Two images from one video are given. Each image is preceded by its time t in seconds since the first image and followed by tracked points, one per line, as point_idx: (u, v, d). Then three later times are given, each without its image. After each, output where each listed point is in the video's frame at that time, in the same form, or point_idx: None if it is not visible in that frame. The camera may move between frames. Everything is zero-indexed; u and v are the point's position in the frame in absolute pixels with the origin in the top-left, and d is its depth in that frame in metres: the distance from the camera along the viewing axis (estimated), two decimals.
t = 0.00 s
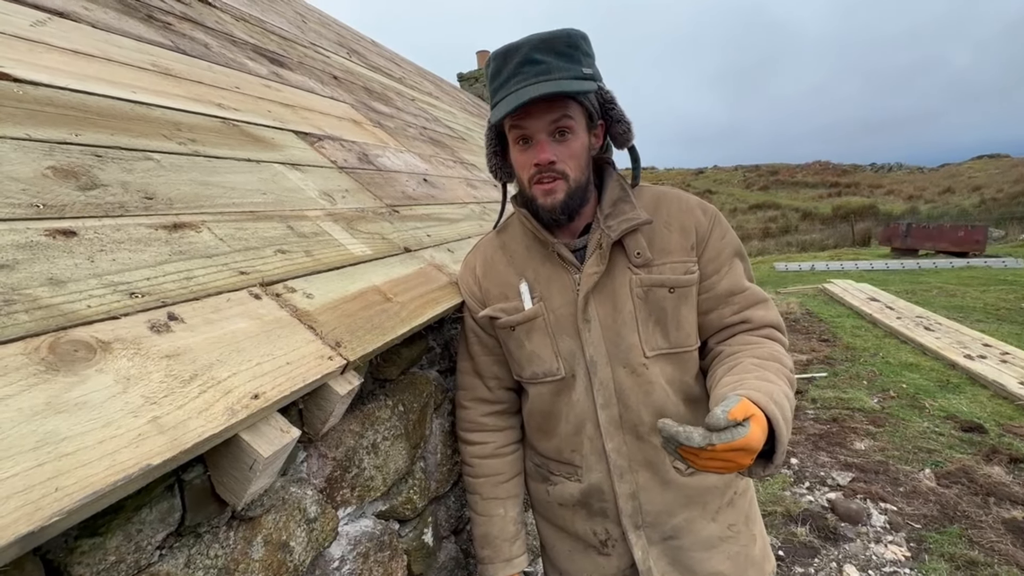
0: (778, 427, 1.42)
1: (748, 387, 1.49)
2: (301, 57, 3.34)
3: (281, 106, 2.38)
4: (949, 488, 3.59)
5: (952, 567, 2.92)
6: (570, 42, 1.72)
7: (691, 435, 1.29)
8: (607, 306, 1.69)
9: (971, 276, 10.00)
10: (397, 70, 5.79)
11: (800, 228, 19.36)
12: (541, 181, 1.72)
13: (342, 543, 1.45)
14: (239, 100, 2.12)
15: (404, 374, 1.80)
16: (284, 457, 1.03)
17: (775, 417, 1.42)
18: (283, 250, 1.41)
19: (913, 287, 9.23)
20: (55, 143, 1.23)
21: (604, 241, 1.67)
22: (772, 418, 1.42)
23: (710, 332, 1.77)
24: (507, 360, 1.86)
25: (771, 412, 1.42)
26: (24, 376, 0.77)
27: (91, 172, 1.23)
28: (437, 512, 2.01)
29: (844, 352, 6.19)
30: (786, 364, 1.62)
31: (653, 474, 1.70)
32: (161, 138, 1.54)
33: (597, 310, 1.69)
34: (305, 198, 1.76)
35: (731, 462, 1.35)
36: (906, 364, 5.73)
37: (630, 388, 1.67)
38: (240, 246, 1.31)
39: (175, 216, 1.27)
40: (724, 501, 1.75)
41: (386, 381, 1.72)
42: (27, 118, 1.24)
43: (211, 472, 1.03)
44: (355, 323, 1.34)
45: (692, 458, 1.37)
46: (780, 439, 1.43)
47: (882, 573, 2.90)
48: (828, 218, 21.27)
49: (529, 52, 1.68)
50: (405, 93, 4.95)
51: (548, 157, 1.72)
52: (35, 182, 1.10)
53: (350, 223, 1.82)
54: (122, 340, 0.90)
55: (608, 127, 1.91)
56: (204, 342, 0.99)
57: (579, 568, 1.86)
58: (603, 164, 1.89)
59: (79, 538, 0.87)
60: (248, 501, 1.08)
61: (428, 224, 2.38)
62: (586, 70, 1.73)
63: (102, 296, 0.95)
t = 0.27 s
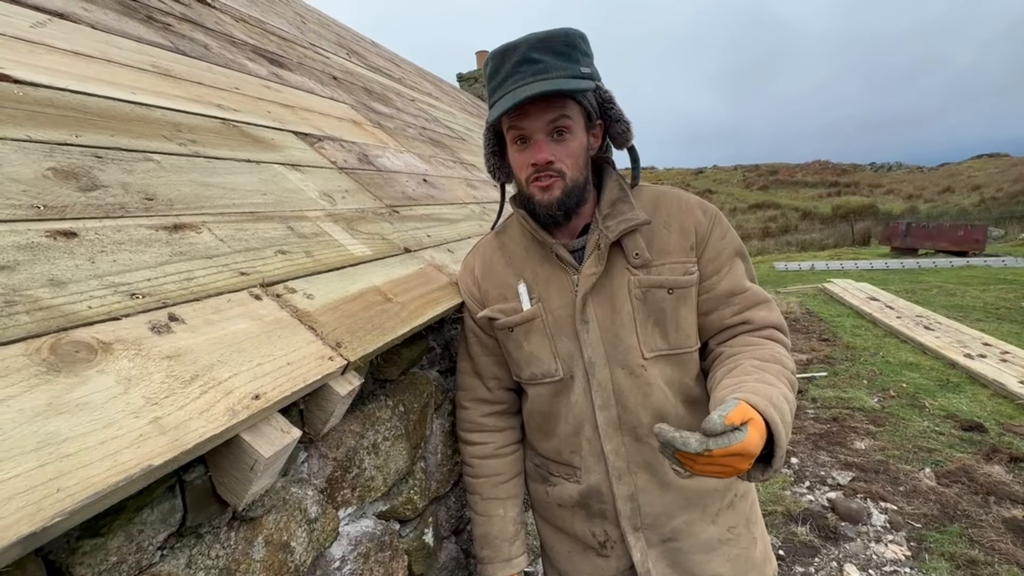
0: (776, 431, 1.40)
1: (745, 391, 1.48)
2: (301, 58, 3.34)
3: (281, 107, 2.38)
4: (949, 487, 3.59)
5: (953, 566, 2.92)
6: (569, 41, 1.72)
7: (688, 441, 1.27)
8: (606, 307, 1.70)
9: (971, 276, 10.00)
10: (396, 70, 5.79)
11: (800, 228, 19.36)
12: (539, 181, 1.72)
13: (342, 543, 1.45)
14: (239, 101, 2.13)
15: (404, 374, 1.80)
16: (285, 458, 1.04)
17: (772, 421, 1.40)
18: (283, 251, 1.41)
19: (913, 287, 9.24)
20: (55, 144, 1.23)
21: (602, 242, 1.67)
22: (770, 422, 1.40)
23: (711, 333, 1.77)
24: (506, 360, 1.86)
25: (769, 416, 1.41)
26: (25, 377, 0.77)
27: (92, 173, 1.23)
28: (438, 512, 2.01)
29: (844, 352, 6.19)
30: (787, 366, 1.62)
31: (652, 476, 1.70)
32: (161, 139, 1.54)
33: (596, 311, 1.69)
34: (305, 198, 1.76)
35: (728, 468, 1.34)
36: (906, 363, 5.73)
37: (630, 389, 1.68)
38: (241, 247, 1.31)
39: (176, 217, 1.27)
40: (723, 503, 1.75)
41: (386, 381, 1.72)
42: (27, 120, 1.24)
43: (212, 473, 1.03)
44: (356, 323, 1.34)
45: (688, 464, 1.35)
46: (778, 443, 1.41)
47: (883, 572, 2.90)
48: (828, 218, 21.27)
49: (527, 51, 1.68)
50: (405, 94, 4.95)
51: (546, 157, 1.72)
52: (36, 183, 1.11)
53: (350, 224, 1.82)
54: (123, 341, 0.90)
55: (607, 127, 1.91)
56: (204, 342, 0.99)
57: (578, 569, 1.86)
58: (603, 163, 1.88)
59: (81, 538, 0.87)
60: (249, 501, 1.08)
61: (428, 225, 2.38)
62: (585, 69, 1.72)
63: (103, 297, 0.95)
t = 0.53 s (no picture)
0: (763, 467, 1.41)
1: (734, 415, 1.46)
2: (300, 58, 3.34)
3: (281, 107, 2.38)
4: (949, 486, 3.59)
5: (953, 565, 2.92)
6: (569, 41, 1.74)
7: (681, 495, 1.31)
8: (607, 306, 1.69)
9: (971, 275, 10.01)
10: (396, 70, 5.80)
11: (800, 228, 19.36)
12: (553, 175, 1.72)
13: (342, 544, 1.45)
14: (238, 102, 2.13)
15: (404, 374, 1.80)
16: (285, 458, 1.04)
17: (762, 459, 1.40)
18: (283, 251, 1.41)
19: (913, 286, 9.24)
20: (54, 144, 1.23)
21: (603, 242, 1.67)
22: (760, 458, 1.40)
23: (711, 330, 1.78)
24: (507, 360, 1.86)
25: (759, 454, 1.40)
26: (25, 377, 0.77)
27: (91, 173, 1.23)
28: (438, 512, 2.02)
29: (844, 352, 6.20)
30: (781, 370, 1.63)
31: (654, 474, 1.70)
32: (161, 139, 1.54)
33: (597, 311, 1.69)
34: (305, 199, 1.76)
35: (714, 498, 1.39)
36: (906, 362, 5.74)
37: (632, 388, 1.68)
38: (240, 247, 1.31)
39: (175, 217, 1.27)
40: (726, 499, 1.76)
41: (387, 381, 1.72)
42: (27, 120, 1.24)
43: (212, 474, 1.03)
44: (356, 323, 1.34)
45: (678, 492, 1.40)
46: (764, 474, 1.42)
47: (883, 571, 2.90)
48: (828, 218, 21.28)
49: (532, 48, 1.69)
50: (404, 94, 4.95)
51: (559, 150, 1.72)
52: (34, 183, 1.10)
53: (350, 224, 1.82)
54: (122, 341, 0.90)
55: (602, 127, 1.91)
56: (204, 343, 0.99)
57: (580, 568, 1.86)
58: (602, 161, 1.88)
59: (80, 539, 0.87)
60: (249, 501, 1.08)
61: (428, 225, 2.38)
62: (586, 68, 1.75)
63: (102, 297, 0.95)
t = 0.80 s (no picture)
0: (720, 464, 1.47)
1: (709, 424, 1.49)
2: (299, 59, 3.35)
3: (280, 108, 2.38)
4: (948, 486, 3.60)
5: (952, 564, 2.93)
6: (565, 44, 1.75)
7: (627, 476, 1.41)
8: (608, 308, 1.69)
9: (970, 274, 10.01)
10: (395, 70, 5.80)
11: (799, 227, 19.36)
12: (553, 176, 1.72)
13: (342, 544, 1.45)
14: (238, 102, 2.13)
15: (404, 375, 1.81)
16: (285, 459, 1.04)
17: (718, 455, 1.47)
18: (282, 252, 1.41)
19: (912, 286, 9.25)
20: (54, 145, 1.24)
21: (604, 244, 1.67)
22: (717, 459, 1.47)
23: (705, 331, 1.79)
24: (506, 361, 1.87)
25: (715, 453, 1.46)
26: (26, 379, 0.78)
27: (91, 174, 1.24)
28: (438, 512, 2.02)
29: (844, 351, 6.20)
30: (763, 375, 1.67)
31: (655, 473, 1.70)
32: (161, 140, 1.54)
33: (597, 313, 1.69)
34: (304, 199, 1.76)
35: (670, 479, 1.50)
36: (905, 362, 5.74)
37: (632, 389, 1.68)
38: (240, 247, 1.31)
39: (175, 218, 1.27)
40: (726, 496, 1.76)
41: (387, 382, 1.72)
42: (27, 121, 1.25)
43: (212, 474, 1.03)
44: (356, 323, 1.35)
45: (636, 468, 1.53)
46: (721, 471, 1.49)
47: (882, 570, 2.91)
48: (827, 217, 21.27)
49: (529, 51, 1.69)
50: (404, 94, 4.96)
51: (558, 152, 1.73)
52: (35, 184, 1.11)
53: (349, 224, 1.83)
54: (123, 342, 0.90)
55: (599, 129, 1.92)
56: (204, 343, 0.99)
57: (581, 567, 1.86)
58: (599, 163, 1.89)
59: (81, 540, 0.87)
60: (250, 501, 1.08)
61: (427, 225, 2.38)
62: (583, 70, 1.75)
63: (102, 298, 0.96)
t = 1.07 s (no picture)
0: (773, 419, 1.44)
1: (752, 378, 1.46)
2: (299, 58, 3.34)
3: (280, 108, 2.38)
4: (948, 485, 3.60)
5: (951, 563, 2.93)
6: (560, 41, 1.72)
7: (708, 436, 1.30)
8: (608, 307, 1.70)
9: (970, 274, 10.01)
10: (395, 70, 5.80)
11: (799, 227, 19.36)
12: (540, 177, 1.73)
13: (342, 544, 1.45)
14: (237, 102, 2.12)
15: (404, 375, 1.81)
16: (284, 459, 1.04)
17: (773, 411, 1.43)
18: (282, 251, 1.41)
19: (912, 285, 9.25)
20: (53, 145, 1.23)
21: (605, 243, 1.67)
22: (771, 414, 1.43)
23: (708, 330, 1.78)
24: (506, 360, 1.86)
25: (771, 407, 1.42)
26: (24, 379, 0.77)
27: (90, 174, 1.23)
28: (438, 512, 2.02)
29: (843, 351, 6.20)
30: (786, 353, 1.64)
31: (652, 473, 1.70)
32: (160, 140, 1.54)
33: (598, 311, 1.69)
34: (304, 199, 1.76)
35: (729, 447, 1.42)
36: (905, 361, 5.74)
37: (631, 388, 1.68)
38: (239, 247, 1.31)
39: (174, 218, 1.27)
40: (723, 498, 1.76)
41: (386, 381, 1.72)
42: (26, 121, 1.24)
43: (211, 474, 1.03)
44: (357, 322, 1.35)
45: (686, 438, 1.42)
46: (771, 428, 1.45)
47: (882, 569, 2.91)
48: (827, 217, 21.27)
49: (519, 53, 1.68)
50: (403, 94, 4.96)
51: (545, 152, 1.72)
52: (33, 184, 1.10)
53: (349, 224, 1.82)
54: (122, 342, 0.90)
55: (601, 125, 1.89)
56: (203, 343, 0.99)
57: (578, 567, 1.86)
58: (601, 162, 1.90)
59: (80, 540, 0.87)
60: (249, 502, 1.08)
61: (427, 225, 2.38)
62: (577, 68, 1.72)
63: (101, 298, 0.95)
